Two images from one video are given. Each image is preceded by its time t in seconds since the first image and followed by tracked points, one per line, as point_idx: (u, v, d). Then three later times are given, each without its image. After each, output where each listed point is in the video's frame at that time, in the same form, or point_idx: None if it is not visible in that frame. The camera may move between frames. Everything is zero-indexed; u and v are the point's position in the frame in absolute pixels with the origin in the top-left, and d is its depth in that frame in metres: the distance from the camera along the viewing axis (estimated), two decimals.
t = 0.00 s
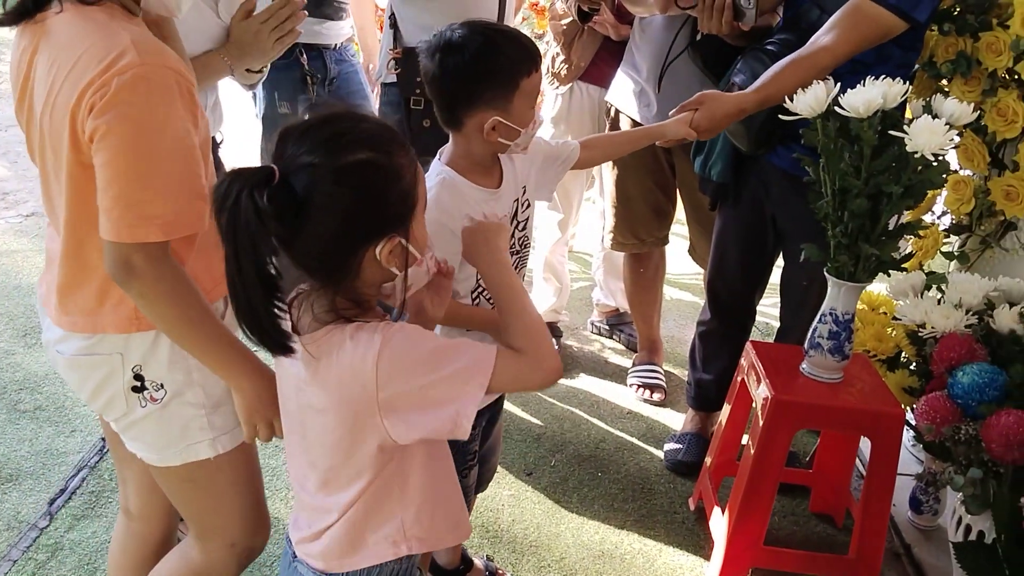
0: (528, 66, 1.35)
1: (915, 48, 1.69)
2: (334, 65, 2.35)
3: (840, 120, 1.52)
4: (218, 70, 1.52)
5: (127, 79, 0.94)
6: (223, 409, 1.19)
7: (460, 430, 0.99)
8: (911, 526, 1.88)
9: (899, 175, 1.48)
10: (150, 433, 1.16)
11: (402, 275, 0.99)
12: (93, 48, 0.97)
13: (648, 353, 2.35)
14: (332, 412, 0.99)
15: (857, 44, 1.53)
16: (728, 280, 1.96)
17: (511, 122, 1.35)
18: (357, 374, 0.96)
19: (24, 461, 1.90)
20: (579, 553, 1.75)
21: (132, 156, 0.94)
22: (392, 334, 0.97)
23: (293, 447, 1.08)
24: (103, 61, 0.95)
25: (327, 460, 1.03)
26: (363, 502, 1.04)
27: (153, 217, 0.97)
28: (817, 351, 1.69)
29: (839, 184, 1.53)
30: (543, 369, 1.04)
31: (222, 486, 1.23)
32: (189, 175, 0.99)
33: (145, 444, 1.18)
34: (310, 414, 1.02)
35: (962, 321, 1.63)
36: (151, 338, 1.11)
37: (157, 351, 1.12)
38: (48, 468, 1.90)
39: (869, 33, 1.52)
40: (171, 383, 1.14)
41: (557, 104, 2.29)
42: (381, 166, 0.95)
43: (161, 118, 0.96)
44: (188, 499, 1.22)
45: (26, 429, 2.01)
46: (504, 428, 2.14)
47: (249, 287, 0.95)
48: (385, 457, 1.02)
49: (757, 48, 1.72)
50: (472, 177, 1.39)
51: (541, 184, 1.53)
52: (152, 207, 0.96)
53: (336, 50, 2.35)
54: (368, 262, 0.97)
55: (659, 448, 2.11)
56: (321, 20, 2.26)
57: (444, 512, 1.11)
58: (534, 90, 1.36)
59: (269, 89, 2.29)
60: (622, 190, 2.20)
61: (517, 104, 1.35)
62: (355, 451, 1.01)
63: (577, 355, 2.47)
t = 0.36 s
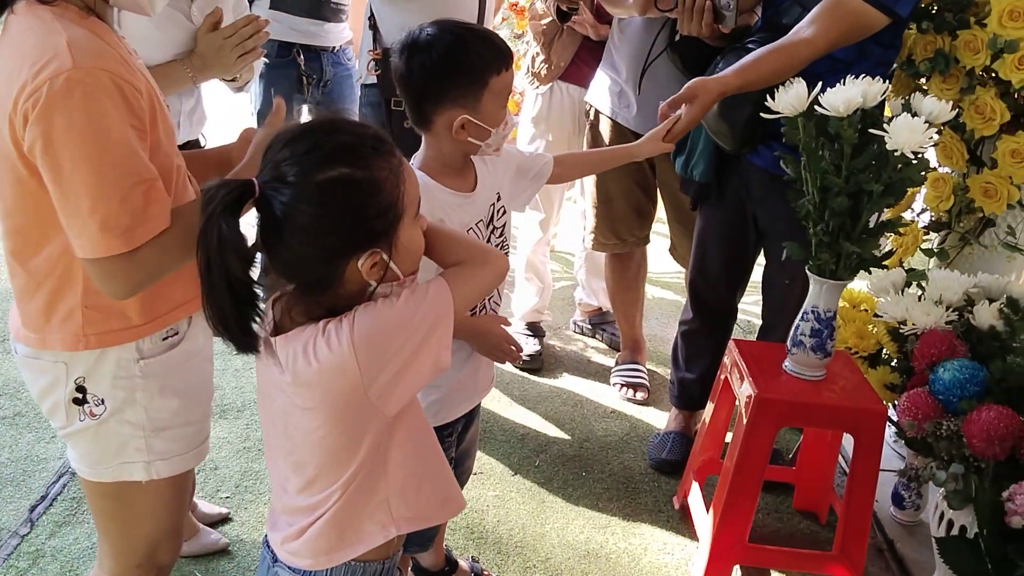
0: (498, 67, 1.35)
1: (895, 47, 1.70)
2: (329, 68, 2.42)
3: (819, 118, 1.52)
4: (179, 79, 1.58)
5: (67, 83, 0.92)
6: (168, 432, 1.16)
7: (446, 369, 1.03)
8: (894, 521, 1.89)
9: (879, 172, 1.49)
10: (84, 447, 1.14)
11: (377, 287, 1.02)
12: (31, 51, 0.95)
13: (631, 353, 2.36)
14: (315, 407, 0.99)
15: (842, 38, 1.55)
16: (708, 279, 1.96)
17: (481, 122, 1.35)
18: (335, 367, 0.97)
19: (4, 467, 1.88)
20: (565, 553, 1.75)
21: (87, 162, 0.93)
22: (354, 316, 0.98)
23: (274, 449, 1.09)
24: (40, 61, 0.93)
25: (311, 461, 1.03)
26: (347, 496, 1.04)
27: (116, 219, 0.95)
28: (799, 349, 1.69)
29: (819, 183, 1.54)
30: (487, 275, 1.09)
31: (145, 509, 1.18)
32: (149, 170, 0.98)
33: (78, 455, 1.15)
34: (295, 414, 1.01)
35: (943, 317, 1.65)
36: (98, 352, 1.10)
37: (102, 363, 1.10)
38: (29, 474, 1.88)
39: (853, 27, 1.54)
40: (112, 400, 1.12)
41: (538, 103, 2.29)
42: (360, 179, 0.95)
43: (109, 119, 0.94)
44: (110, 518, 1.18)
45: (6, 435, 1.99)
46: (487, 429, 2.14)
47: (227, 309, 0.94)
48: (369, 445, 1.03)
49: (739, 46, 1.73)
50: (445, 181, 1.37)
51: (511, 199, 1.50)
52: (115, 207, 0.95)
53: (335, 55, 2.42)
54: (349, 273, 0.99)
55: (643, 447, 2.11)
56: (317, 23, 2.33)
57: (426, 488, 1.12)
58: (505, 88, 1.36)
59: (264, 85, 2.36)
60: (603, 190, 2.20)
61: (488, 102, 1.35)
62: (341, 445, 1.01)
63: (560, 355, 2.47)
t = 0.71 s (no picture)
0: (466, 65, 1.36)
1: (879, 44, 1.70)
2: (334, 65, 2.42)
3: (804, 115, 1.53)
4: (136, 83, 1.54)
5: (61, 90, 0.92)
6: (124, 446, 1.15)
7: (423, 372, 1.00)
8: (881, 516, 1.90)
9: (864, 169, 1.50)
10: (41, 460, 1.13)
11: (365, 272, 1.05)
12: (7, 57, 0.92)
13: (619, 351, 2.36)
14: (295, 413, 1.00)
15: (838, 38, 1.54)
16: (694, 276, 1.97)
17: (442, 122, 1.35)
18: (305, 372, 0.97)
19: None
20: (553, 550, 1.76)
21: (93, 165, 0.94)
22: (324, 321, 0.98)
23: (255, 449, 1.08)
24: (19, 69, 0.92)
25: (295, 459, 1.03)
26: (332, 494, 1.05)
27: (131, 211, 0.97)
28: (785, 345, 1.70)
29: (804, 179, 1.55)
30: (472, 278, 1.03)
31: (101, 521, 1.17)
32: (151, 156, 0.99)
33: (35, 467, 1.14)
34: (276, 415, 1.01)
35: (927, 313, 1.66)
36: (56, 358, 1.08)
37: (59, 375, 1.09)
38: (17, 476, 1.88)
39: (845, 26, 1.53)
40: (69, 414, 1.11)
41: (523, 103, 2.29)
42: (347, 167, 0.96)
43: (105, 118, 0.94)
44: (66, 530, 1.17)
45: None
46: (476, 427, 2.14)
47: (241, 317, 0.95)
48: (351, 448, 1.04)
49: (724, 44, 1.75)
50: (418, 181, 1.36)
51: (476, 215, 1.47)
52: (126, 200, 0.97)
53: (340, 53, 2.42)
54: (335, 272, 0.98)
55: (631, 445, 2.12)
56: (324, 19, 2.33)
57: (410, 489, 1.12)
58: (467, 89, 1.36)
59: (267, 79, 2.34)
60: (589, 189, 2.21)
61: (450, 104, 1.35)
62: (322, 446, 1.02)
63: (549, 354, 2.48)
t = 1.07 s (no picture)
0: (419, 62, 1.34)
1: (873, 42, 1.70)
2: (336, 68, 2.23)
3: (799, 113, 1.54)
4: (140, 76, 1.46)
5: (69, 103, 0.94)
6: (114, 446, 1.17)
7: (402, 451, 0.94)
8: (877, 514, 1.90)
9: (857, 167, 1.50)
10: (30, 464, 1.13)
11: (353, 268, 1.01)
12: (11, 70, 0.94)
13: (615, 349, 2.36)
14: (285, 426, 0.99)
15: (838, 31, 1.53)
16: (690, 275, 1.97)
17: (396, 122, 1.35)
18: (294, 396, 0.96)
19: None
20: (550, 549, 1.76)
21: (96, 175, 0.97)
22: (322, 354, 0.96)
23: (245, 451, 1.08)
24: (25, 83, 0.93)
25: (286, 465, 1.03)
26: (325, 504, 1.04)
27: (131, 219, 1.01)
28: (780, 343, 1.70)
29: (799, 177, 1.55)
30: (475, 373, 0.94)
31: (92, 522, 1.18)
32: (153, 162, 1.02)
33: (23, 472, 1.14)
34: (265, 421, 1.01)
35: (922, 310, 1.66)
36: (45, 366, 1.10)
37: (49, 380, 1.11)
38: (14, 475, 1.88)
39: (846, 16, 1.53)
40: (60, 416, 1.12)
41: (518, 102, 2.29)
42: (325, 157, 0.97)
43: (109, 129, 0.97)
44: (55, 532, 1.17)
45: None
46: (472, 426, 2.14)
47: (187, 299, 0.95)
48: (345, 459, 1.03)
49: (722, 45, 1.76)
50: (392, 184, 1.37)
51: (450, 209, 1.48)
52: (125, 208, 1.00)
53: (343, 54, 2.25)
54: (320, 264, 0.98)
55: (628, 443, 2.12)
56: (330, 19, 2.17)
57: (404, 510, 1.10)
58: (420, 87, 1.34)
59: (263, 78, 2.21)
60: (585, 188, 2.21)
61: (402, 102, 1.34)
62: (312, 454, 1.01)
63: (546, 353, 2.48)
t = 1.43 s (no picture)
0: (373, 67, 1.29)
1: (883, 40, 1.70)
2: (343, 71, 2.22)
3: (807, 112, 1.54)
4: (141, 75, 1.39)
5: (62, 109, 0.95)
6: (110, 445, 1.17)
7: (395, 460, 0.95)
8: (885, 514, 1.90)
9: (865, 166, 1.50)
10: (26, 462, 1.14)
11: (353, 270, 1.02)
12: (10, 73, 0.95)
13: (624, 349, 2.36)
14: (282, 426, 1.00)
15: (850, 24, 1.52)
16: (698, 274, 1.97)
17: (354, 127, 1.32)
18: (292, 398, 0.97)
19: None
20: (556, 547, 1.76)
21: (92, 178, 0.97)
22: (320, 358, 0.96)
23: (251, 447, 1.09)
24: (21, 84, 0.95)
25: (285, 462, 1.03)
26: (324, 504, 1.04)
27: (126, 226, 1.02)
28: (788, 342, 1.70)
29: (807, 176, 1.55)
30: (468, 390, 0.93)
31: (88, 519, 1.19)
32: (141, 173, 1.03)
33: (18, 470, 1.15)
34: (264, 419, 1.02)
35: (931, 310, 1.66)
36: (36, 368, 1.10)
37: (42, 380, 1.11)
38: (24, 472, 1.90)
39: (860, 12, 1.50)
40: (54, 415, 1.12)
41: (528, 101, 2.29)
42: (336, 156, 0.96)
43: (101, 135, 0.97)
44: (53, 529, 1.18)
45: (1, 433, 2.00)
46: (481, 424, 2.15)
47: (203, 280, 0.97)
48: (340, 460, 1.02)
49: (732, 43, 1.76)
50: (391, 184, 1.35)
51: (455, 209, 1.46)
52: (112, 215, 1.00)
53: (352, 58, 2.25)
54: (322, 257, 0.99)
55: (636, 442, 2.12)
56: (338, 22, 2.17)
57: (397, 522, 1.08)
58: (368, 96, 1.30)
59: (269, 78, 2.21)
60: (593, 187, 2.21)
61: (356, 108, 1.31)
62: (311, 454, 1.01)
63: (555, 352, 2.49)
